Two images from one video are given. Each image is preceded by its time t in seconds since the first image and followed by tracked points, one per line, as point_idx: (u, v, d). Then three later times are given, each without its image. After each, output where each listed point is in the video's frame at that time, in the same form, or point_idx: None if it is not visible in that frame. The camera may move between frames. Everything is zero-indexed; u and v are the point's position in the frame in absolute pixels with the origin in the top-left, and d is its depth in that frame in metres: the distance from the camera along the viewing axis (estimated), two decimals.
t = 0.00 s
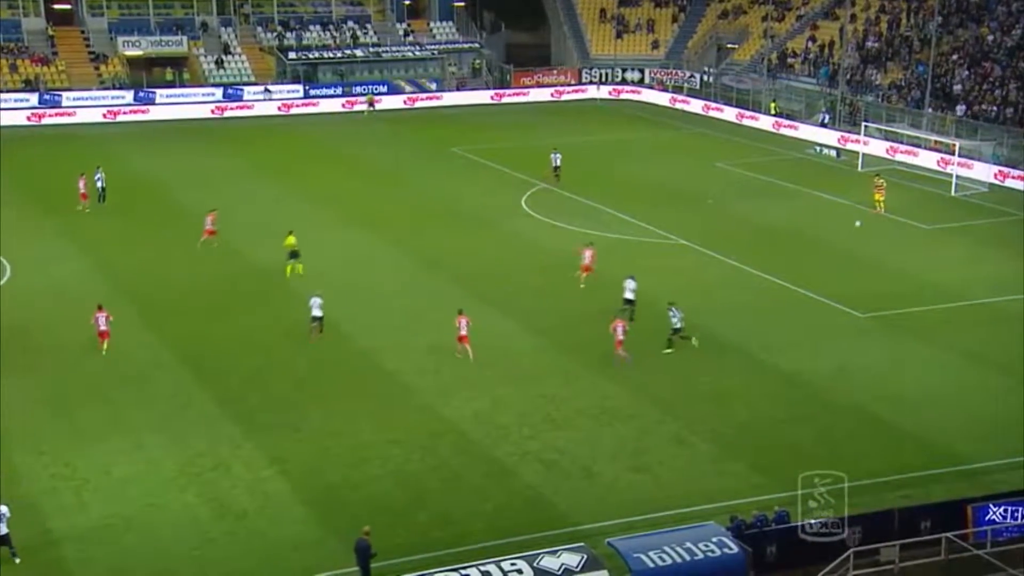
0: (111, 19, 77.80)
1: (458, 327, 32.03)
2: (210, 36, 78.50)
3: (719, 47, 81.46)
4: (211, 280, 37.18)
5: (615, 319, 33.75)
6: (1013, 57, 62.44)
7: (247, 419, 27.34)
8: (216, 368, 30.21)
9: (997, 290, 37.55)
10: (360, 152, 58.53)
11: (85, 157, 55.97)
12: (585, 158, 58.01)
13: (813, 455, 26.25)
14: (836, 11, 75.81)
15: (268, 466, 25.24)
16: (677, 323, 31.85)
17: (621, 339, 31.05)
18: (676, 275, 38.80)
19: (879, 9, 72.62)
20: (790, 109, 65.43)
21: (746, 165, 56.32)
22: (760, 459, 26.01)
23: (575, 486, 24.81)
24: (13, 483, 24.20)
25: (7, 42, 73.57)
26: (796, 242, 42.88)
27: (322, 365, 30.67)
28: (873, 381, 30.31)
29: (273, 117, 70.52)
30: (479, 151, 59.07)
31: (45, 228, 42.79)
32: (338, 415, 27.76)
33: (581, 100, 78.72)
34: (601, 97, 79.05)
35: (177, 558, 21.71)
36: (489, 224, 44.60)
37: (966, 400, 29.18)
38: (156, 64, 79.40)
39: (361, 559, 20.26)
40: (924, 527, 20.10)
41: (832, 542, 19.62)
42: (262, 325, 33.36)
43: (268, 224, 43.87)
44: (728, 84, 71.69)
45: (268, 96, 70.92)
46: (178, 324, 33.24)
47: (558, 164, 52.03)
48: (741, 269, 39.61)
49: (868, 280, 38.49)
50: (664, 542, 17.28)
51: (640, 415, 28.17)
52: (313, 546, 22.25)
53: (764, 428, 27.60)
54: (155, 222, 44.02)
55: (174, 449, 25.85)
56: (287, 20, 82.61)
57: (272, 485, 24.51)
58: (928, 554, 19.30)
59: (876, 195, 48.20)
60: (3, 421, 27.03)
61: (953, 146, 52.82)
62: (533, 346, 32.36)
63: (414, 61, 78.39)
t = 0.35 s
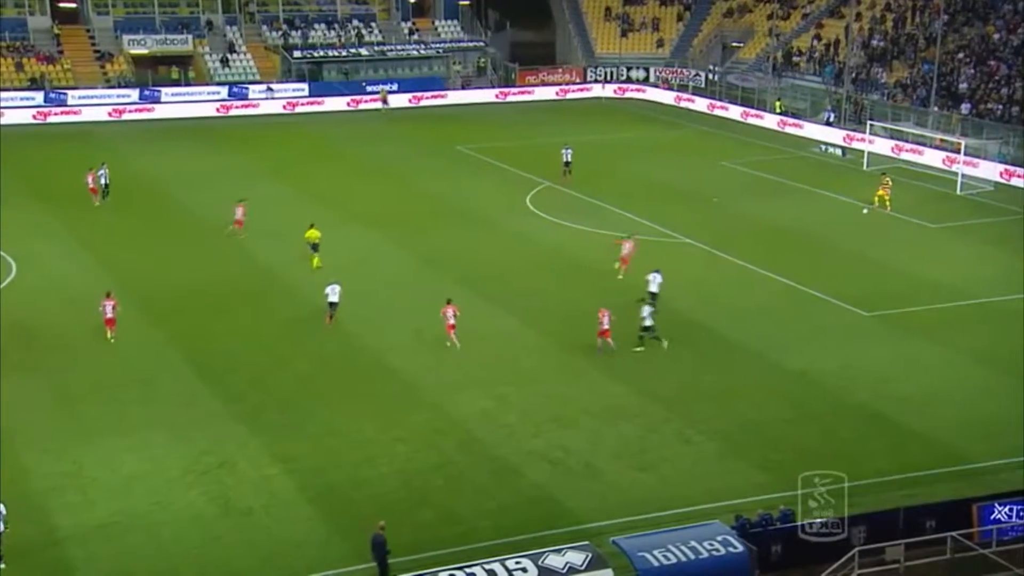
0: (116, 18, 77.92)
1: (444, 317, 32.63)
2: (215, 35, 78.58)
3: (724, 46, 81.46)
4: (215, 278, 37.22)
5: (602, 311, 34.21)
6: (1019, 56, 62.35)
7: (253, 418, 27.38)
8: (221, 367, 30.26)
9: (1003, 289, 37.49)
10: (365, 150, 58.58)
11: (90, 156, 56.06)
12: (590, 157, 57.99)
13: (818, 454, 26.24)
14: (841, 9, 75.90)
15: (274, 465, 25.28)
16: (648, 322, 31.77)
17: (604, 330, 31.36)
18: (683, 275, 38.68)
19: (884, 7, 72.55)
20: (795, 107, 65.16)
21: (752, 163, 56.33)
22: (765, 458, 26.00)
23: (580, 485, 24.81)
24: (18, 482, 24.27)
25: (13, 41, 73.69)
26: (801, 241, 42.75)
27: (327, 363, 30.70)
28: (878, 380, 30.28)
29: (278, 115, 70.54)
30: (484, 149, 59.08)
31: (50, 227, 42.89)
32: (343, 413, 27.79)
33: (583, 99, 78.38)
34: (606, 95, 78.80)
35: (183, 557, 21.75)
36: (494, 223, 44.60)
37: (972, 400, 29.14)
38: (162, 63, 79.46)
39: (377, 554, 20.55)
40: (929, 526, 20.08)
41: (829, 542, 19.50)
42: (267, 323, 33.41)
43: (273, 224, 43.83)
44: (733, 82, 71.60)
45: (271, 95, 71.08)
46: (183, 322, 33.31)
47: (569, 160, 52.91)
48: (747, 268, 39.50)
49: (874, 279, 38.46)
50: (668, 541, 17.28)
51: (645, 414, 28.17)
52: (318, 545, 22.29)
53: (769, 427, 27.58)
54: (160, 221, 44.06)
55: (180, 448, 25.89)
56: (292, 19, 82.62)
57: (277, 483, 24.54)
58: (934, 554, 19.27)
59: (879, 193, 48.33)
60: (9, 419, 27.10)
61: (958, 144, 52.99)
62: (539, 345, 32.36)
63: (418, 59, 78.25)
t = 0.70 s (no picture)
0: (124, 16, 78.03)
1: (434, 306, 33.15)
2: (223, 34, 78.69)
3: (732, 44, 81.50)
4: (223, 277, 37.28)
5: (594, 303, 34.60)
6: None
7: (261, 416, 27.43)
8: (228, 365, 30.31)
9: (1013, 289, 37.33)
10: (372, 149, 58.63)
11: (98, 155, 56.22)
12: (597, 155, 57.97)
13: (825, 454, 26.20)
14: (849, 8, 75.80)
15: (281, 463, 25.32)
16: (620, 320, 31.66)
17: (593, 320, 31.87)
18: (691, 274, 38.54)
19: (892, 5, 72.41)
20: (802, 106, 65.41)
21: (759, 162, 56.32)
22: (773, 457, 25.96)
23: (587, 484, 24.81)
24: (26, 479, 24.34)
25: (21, 39, 73.89)
26: (810, 241, 42.63)
27: (335, 362, 30.73)
28: (887, 380, 30.21)
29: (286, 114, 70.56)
30: (492, 148, 59.10)
31: (58, 225, 42.99)
32: (351, 412, 27.84)
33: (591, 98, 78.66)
34: (613, 94, 79.21)
35: (190, 556, 21.80)
36: (502, 221, 44.61)
37: (981, 399, 29.05)
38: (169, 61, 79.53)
39: (394, 551, 20.35)
40: (937, 525, 20.10)
41: (830, 541, 19.48)
42: (274, 321, 33.47)
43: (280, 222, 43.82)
44: (740, 80, 71.72)
45: (277, 93, 71.17)
46: (191, 320, 33.37)
47: (579, 154, 53.94)
48: (755, 267, 39.39)
49: (881, 278, 38.41)
50: (675, 540, 17.26)
51: (653, 413, 28.15)
52: (325, 543, 22.31)
53: (777, 426, 27.55)
54: (167, 219, 44.13)
55: (188, 445, 25.96)
56: (300, 18, 82.60)
57: (284, 481, 24.57)
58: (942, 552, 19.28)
59: (884, 192, 48.38)
60: (18, 416, 27.20)
61: (966, 143, 52.87)
62: (546, 344, 32.34)
63: (426, 58, 78.08)
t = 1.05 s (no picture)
0: (135, 15, 78.18)
1: (427, 295, 33.66)
2: (233, 32, 78.81)
3: (742, 43, 81.62)
4: (232, 275, 37.33)
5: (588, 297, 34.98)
6: None
7: (270, 414, 27.48)
8: (238, 363, 30.36)
9: None
10: (381, 148, 58.61)
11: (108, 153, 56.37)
12: (606, 154, 57.87)
13: (835, 453, 26.15)
14: (860, 7, 75.65)
15: (291, 461, 25.37)
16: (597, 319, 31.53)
17: (591, 316, 31.42)
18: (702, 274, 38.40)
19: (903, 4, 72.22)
20: (813, 105, 65.47)
21: (768, 161, 56.15)
22: (782, 457, 25.92)
23: (596, 483, 24.81)
24: (37, 476, 24.41)
25: (32, 38, 74.09)
26: (821, 240, 42.50)
27: (345, 361, 30.76)
28: (897, 380, 30.12)
29: (295, 113, 70.56)
30: (501, 147, 59.04)
31: (69, 224, 43.12)
32: (360, 410, 27.85)
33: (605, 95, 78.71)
34: (622, 93, 78.94)
35: (200, 553, 21.86)
36: (511, 220, 44.56)
37: (991, 399, 28.95)
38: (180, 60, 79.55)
39: (416, 548, 20.56)
40: (947, 525, 20.03)
41: (831, 541, 19.46)
42: (283, 320, 33.51)
43: (290, 221, 43.83)
44: (750, 79, 71.96)
45: (286, 92, 71.32)
46: (201, 318, 33.43)
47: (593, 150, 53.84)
48: (764, 267, 39.29)
49: (891, 277, 38.29)
50: (685, 539, 17.24)
51: (662, 412, 28.11)
52: (334, 542, 22.34)
53: (786, 425, 27.50)
54: (177, 218, 44.19)
55: (198, 444, 26.02)
56: (310, 16, 82.58)
57: (293, 480, 24.61)
58: (952, 551, 19.21)
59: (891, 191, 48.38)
60: (29, 414, 27.29)
61: (978, 142, 52.61)
62: (555, 343, 32.32)
63: (436, 57, 77.96)
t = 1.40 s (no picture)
0: (142, 15, 78.25)
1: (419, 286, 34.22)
2: (240, 32, 78.94)
3: (749, 42, 80.89)
4: (237, 275, 37.33)
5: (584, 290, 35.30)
6: None
7: (276, 413, 27.51)
8: (244, 362, 30.40)
9: None
10: (387, 147, 58.57)
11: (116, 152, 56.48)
12: (613, 154, 57.77)
13: (842, 453, 26.11)
14: (867, 6, 75.54)
15: (297, 460, 25.39)
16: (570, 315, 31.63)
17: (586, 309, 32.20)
18: (708, 274, 38.35)
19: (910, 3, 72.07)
20: (819, 104, 65.59)
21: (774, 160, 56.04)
22: (788, 456, 25.90)
23: (602, 482, 24.81)
24: (44, 475, 24.45)
25: (39, 37, 74.20)
26: (827, 240, 42.44)
27: (351, 359, 30.80)
28: (904, 379, 30.07)
29: (302, 112, 70.51)
30: (508, 147, 58.93)
31: (75, 223, 43.18)
32: (366, 410, 27.87)
33: (612, 92, 78.60)
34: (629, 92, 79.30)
35: (206, 552, 21.90)
36: (518, 220, 44.52)
37: (998, 399, 28.90)
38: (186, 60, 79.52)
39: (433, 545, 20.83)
40: (953, 525, 20.02)
41: (832, 541, 19.45)
42: (289, 319, 33.52)
43: (296, 220, 43.83)
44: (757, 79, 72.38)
45: (291, 92, 71.18)
46: (206, 318, 33.46)
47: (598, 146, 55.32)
48: (771, 267, 39.23)
49: (898, 277, 38.20)
50: (691, 538, 17.24)
51: (668, 412, 28.10)
52: (341, 541, 22.36)
53: (793, 425, 27.47)
54: (183, 217, 44.24)
55: (204, 442, 26.05)
56: (316, 15, 82.60)
57: (299, 478, 24.64)
58: (958, 551, 19.21)
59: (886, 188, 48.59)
60: (35, 413, 27.34)
61: (984, 142, 52.46)
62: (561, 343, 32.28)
63: (442, 57, 77.68)
